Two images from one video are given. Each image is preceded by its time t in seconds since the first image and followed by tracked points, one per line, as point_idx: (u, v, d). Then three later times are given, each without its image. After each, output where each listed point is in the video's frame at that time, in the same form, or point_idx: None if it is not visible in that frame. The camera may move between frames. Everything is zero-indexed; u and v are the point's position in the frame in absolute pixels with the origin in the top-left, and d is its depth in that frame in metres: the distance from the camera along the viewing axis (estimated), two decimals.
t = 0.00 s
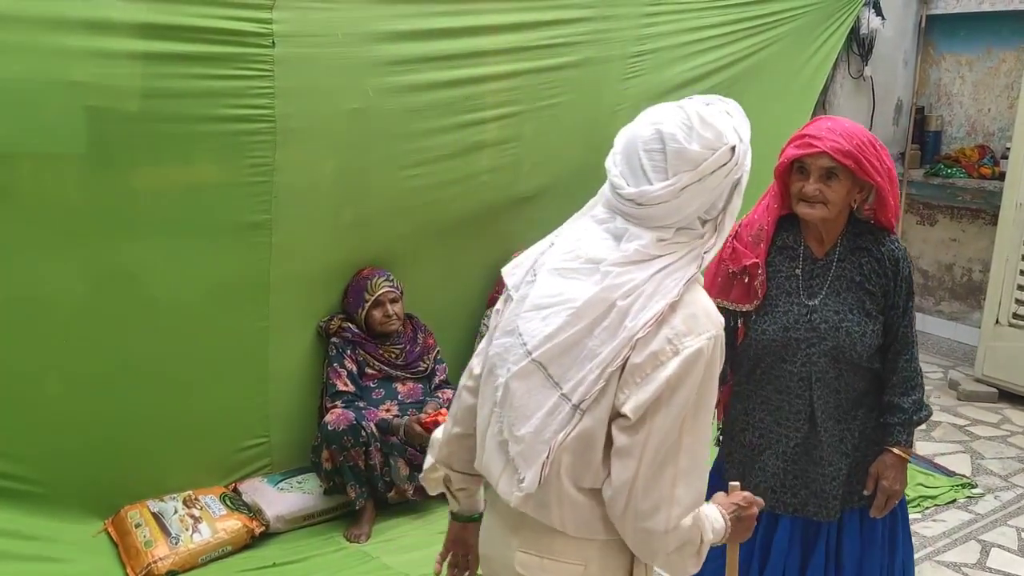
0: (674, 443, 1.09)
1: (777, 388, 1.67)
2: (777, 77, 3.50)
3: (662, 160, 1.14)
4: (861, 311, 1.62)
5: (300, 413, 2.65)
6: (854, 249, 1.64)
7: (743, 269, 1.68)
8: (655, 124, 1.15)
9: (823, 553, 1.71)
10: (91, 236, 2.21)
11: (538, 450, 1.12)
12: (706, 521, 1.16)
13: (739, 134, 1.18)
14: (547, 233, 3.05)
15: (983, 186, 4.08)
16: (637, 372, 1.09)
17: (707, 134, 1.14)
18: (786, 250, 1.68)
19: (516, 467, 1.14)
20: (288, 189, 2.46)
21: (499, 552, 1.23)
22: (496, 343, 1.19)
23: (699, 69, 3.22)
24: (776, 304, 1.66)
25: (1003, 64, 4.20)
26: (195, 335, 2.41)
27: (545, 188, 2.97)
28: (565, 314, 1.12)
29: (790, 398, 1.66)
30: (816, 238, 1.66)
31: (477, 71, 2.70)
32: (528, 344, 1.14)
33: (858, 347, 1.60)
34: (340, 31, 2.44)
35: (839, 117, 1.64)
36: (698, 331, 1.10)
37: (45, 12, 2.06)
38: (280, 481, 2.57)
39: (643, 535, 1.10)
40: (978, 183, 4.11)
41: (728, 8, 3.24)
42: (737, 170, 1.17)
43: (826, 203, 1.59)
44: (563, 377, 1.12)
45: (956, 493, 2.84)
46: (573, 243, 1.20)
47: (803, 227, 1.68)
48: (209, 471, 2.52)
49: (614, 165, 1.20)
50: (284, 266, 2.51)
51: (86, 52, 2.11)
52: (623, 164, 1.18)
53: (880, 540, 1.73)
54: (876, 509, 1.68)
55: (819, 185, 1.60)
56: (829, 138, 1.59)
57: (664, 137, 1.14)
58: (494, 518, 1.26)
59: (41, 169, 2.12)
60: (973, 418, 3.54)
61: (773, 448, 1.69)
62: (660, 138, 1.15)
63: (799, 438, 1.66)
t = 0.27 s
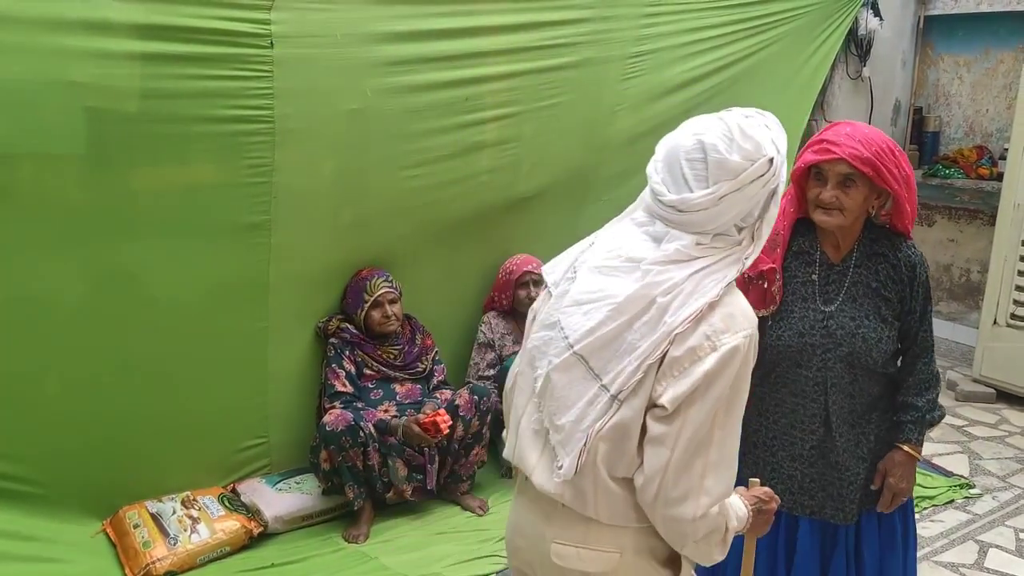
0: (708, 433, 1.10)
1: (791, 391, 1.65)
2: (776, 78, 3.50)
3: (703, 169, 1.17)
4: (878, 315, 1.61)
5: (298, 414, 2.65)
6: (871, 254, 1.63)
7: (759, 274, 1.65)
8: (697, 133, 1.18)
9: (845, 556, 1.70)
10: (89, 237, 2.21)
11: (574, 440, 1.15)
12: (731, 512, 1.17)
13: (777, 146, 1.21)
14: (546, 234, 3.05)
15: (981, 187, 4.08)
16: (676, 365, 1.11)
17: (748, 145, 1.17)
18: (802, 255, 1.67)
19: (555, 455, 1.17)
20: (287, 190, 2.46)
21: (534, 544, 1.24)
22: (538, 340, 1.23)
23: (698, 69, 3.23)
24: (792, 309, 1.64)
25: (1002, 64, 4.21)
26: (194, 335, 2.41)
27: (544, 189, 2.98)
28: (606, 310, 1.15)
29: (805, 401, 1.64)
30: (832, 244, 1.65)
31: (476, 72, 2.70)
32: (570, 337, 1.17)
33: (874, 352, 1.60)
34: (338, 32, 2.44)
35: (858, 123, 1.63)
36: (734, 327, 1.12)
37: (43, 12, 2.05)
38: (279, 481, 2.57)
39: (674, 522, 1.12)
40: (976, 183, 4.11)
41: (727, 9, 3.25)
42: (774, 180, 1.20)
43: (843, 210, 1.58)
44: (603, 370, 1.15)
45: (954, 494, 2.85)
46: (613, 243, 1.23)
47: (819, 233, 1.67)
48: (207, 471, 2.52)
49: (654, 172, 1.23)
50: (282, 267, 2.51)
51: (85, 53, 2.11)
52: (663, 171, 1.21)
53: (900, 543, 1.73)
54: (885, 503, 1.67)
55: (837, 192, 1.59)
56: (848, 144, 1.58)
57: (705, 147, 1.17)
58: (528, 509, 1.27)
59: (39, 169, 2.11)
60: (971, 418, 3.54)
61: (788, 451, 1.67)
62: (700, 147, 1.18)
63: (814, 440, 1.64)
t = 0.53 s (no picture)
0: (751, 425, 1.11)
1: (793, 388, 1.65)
2: (775, 78, 3.50)
3: (761, 169, 1.17)
4: (879, 316, 1.62)
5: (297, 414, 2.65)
6: (876, 254, 1.63)
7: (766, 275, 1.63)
8: (754, 134, 1.18)
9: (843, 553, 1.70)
10: (87, 237, 2.21)
11: (620, 428, 1.14)
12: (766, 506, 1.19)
13: (833, 150, 1.21)
14: (545, 234, 3.05)
15: (979, 187, 4.08)
16: (726, 357, 1.10)
17: (806, 148, 1.17)
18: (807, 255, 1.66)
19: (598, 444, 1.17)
20: (286, 190, 2.46)
21: (573, 533, 1.23)
22: (586, 333, 1.23)
23: (697, 69, 3.23)
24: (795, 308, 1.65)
25: (1001, 64, 4.22)
26: (192, 336, 2.40)
27: (543, 189, 2.98)
28: (655, 302, 1.15)
29: (806, 398, 1.63)
30: (838, 245, 1.64)
31: (475, 72, 2.70)
32: (617, 327, 1.17)
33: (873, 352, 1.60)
34: (337, 32, 2.44)
35: (867, 124, 1.61)
36: (782, 323, 1.11)
37: (41, 12, 2.05)
38: (278, 481, 2.57)
39: (714, 513, 1.12)
40: (975, 183, 4.10)
41: (726, 9, 3.25)
42: (826, 184, 1.20)
43: (852, 212, 1.58)
44: (649, 361, 1.15)
45: (953, 494, 2.85)
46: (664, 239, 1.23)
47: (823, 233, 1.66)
48: (206, 471, 2.51)
49: (709, 169, 1.22)
50: (281, 267, 2.51)
51: (85, 53, 2.11)
52: (719, 168, 1.20)
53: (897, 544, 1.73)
54: (831, 394, 1.46)
55: (846, 196, 1.58)
56: (859, 147, 1.57)
57: (764, 147, 1.17)
58: (566, 498, 1.26)
59: (36, 170, 2.11)
60: (970, 418, 3.54)
61: (787, 446, 1.67)
62: (758, 147, 1.18)
63: (815, 437, 1.64)
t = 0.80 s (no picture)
0: (813, 422, 1.22)
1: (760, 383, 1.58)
2: (775, 79, 3.50)
3: (835, 167, 1.31)
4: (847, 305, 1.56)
5: (298, 414, 2.65)
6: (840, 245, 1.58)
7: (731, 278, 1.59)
8: (831, 134, 1.31)
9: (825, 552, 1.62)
10: (87, 237, 2.21)
11: (685, 420, 1.27)
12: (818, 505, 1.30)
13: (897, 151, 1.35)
14: (545, 234, 3.05)
15: (979, 188, 4.08)
16: (790, 356, 1.23)
17: (877, 148, 1.31)
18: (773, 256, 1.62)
19: (666, 436, 1.29)
20: (286, 190, 2.45)
21: (629, 523, 1.35)
22: (654, 326, 1.35)
23: (697, 70, 3.23)
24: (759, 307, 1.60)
25: (1001, 65, 4.20)
26: (192, 336, 2.40)
27: (543, 189, 2.97)
28: (722, 301, 1.28)
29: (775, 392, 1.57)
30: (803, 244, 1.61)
31: (476, 72, 2.70)
32: (684, 325, 1.30)
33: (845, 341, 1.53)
34: (338, 32, 2.44)
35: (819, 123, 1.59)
36: (846, 321, 1.24)
37: (42, 12, 2.05)
38: (278, 482, 2.57)
39: (778, 507, 1.23)
40: (975, 184, 4.11)
41: (726, 10, 3.26)
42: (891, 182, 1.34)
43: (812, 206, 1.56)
44: (716, 356, 1.28)
45: (953, 495, 2.85)
46: (724, 238, 1.36)
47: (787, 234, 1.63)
48: (206, 472, 2.51)
49: (780, 166, 1.36)
50: (282, 268, 2.51)
51: (85, 52, 2.11)
52: (796, 166, 1.34)
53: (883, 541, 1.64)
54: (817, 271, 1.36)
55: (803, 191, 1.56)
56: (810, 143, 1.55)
57: (841, 146, 1.30)
58: (623, 488, 1.38)
59: (37, 170, 2.11)
60: (969, 419, 3.55)
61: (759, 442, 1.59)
62: (835, 147, 1.31)
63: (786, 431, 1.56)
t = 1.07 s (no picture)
0: (862, 408, 1.24)
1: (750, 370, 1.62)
2: (776, 79, 3.50)
3: (867, 158, 1.29)
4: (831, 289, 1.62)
5: (298, 414, 2.64)
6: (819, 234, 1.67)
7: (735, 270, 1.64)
8: (860, 125, 1.29)
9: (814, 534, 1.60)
10: (87, 237, 2.20)
11: (734, 410, 1.28)
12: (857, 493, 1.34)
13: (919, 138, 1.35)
14: (546, 234, 3.04)
15: (980, 187, 4.08)
16: (837, 340, 1.25)
17: (903, 137, 1.30)
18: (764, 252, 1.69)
19: (711, 426, 1.30)
20: (287, 190, 2.45)
21: (668, 515, 1.36)
22: (690, 320, 1.36)
23: (697, 69, 3.23)
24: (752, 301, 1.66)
25: (1001, 64, 4.19)
26: (193, 336, 2.40)
27: (544, 189, 2.97)
28: (764, 289, 1.29)
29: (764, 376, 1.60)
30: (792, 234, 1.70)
31: (476, 72, 2.70)
32: (725, 315, 1.31)
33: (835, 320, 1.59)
34: (338, 31, 2.44)
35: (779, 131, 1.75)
36: (886, 305, 1.26)
37: (41, 12, 2.05)
38: (278, 482, 2.56)
39: (831, 495, 1.25)
40: (976, 183, 4.11)
41: (726, 9, 3.25)
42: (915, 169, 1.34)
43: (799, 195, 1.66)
44: (760, 346, 1.28)
45: (954, 495, 2.84)
46: (754, 227, 1.37)
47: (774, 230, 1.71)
48: (207, 472, 2.51)
49: (806, 157, 1.33)
50: (282, 268, 2.50)
51: (86, 52, 2.10)
52: (824, 157, 1.31)
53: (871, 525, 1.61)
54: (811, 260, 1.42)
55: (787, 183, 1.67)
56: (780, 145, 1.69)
57: (872, 138, 1.28)
58: (658, 482, 1.39)
59: (37, 170, 2.10)
60: (971, 419, 3.54)
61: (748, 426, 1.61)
62: (864, 138, 1.29)
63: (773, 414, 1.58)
